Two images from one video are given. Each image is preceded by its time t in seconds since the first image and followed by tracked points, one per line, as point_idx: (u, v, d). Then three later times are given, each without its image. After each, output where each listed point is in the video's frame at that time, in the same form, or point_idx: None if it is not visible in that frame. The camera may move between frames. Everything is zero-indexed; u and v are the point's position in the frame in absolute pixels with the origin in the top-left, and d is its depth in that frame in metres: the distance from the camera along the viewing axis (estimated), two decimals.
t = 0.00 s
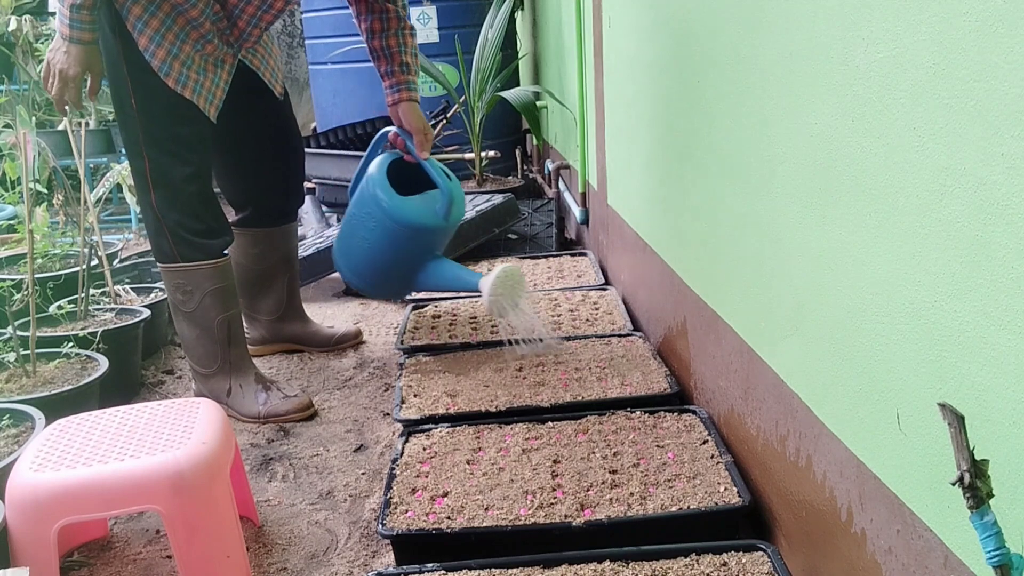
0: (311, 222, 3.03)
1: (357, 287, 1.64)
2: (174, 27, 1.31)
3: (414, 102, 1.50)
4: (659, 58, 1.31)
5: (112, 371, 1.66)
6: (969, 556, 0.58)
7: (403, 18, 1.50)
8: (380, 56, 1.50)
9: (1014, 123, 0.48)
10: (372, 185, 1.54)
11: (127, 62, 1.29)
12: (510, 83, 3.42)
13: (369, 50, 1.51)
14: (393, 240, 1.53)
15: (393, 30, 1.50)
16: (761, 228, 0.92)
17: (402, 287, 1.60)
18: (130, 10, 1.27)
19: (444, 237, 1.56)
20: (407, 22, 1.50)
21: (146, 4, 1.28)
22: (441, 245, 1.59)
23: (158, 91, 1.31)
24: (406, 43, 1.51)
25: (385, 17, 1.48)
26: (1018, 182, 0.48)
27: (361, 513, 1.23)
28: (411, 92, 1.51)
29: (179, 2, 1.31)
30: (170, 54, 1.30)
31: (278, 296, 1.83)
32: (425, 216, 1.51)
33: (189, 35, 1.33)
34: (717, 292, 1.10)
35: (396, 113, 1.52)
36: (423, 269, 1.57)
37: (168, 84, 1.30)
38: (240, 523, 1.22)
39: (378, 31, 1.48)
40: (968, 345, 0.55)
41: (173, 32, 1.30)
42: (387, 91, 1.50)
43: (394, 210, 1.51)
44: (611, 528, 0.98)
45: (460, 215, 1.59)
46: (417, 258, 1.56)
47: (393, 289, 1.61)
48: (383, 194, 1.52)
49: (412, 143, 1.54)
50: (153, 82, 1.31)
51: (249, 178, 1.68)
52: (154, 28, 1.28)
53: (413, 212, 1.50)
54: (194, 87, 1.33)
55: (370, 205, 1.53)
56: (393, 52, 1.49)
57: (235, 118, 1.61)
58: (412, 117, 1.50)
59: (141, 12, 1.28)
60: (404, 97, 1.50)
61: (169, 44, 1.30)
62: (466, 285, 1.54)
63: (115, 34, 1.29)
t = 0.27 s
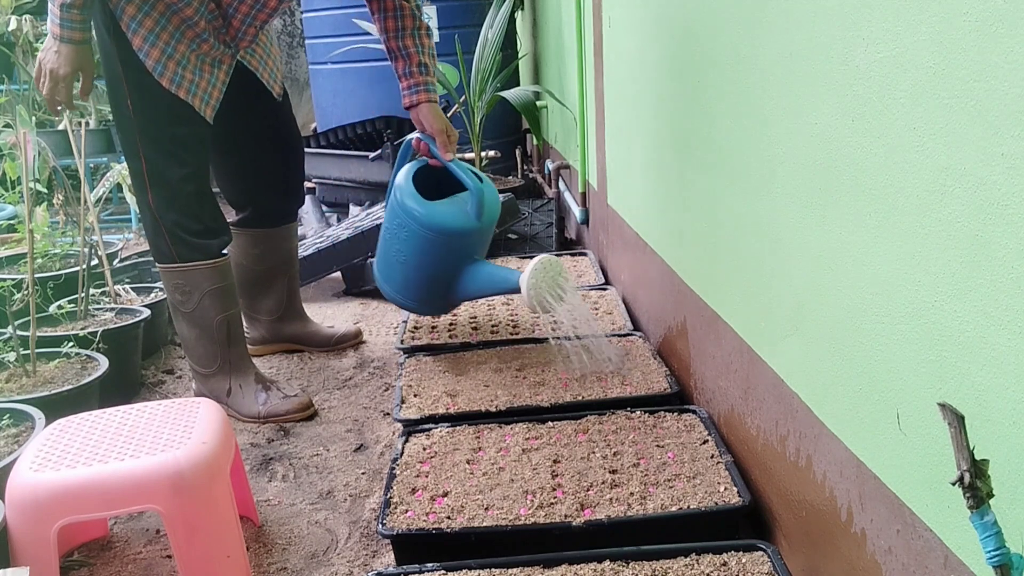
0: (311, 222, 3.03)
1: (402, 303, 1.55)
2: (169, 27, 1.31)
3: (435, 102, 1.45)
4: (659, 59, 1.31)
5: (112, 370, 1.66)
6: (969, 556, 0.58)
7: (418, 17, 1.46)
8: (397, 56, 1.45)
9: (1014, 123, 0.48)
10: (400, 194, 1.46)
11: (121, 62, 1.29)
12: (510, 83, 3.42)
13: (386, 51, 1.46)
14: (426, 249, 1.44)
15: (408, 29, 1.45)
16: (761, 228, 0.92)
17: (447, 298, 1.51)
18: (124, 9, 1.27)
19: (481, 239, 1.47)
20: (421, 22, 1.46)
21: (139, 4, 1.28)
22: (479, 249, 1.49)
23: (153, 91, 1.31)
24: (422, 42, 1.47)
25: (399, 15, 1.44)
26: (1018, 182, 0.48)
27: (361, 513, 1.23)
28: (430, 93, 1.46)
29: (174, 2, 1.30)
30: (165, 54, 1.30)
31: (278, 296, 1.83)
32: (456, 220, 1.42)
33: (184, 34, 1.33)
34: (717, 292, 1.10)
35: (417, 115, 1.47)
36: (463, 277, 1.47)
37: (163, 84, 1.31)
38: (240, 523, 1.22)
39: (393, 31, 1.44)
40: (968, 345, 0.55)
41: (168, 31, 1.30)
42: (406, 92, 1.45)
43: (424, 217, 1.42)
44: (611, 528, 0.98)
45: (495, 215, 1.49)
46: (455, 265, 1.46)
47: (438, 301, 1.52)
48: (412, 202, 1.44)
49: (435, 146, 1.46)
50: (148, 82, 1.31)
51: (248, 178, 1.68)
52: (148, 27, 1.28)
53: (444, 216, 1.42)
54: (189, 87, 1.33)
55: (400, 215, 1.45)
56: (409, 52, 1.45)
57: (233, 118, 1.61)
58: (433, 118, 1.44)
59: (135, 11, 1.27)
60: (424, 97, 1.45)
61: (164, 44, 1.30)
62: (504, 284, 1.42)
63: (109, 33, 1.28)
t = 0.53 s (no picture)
0: (311, 222, 3.03)
1: (412, 310, 1.48)
2: (168, 26, 1.31)
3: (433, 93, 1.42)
4: (659, 59, 1.31)
5: (112, 370, 1.66)
6: (969, 556, 0.58)
7: (421, 9, 1.45)
8: (399, 46, 1.44)
9: (1014, 123, 0.48)
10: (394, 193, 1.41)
11: (120, 62, 1.29)
12: (511, 83, 3.42)
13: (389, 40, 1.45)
14: (415, 249, 1.37)
15: (410, 20, 1.44)
16: (761, 228, 0.92)
17: (449, 303, 1.41)
18: (122, 10, 1.27)
19: (475, 238, 1.35)
20: (424, 13, 1.45)
21: (137, 4, 1.28)
22: (474, 249, 1.37)
23: (152, 90, 1.31)
24: (424, 33, 1.45)
25: (400, 5, 1.42)
26: (1018, 182, 0.48)
27: (361, 513, 1.23)
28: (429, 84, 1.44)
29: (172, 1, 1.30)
30: (163, 54, 1.30)
31: (278, 296, 1.83)
32: (441, 216, 1.33)
33: (182, 34, 1.33)
34: (717, 292, 1.10)
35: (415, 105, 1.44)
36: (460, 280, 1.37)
37: (162, 83, 1.31)
38: (240, 523, 1.22)
39: (394, 20, 1.43)
40: (968, 345, 0.55)
41: (166, 31, 1.31)
42: (405, 82, 1.43)
43: (409, 214, 1.36)
44: (611, 528, 0.98)
45: (494, 213, 1.38)
46: (448, 266, 1.36)
47: (442, 307, 1.43)
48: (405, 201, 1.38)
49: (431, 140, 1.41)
50: (146, 82, 1.31)
51: (249, 178, 1.68)
52: (146, 27, 1.28)
53: (429, 213, 1.34)
54: (188, 87, 1.33)
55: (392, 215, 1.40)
56: (409, 42, 1.43)
57: (233, 119, 1.61)
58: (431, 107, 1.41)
59: (133, 11, 1.28)
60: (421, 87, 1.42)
61: (162, 43, 1.30)
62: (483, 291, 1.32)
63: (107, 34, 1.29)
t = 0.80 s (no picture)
0: (311, 222, 3.03)
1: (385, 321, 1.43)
2: (166, 26, 1.31)
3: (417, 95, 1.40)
4: (659, 58, 1.31)
5: (111, 370, 1.66)
6: (969, 556, 0.58)
7: (416, 12, 1.45)
8: (389, 48, 1.43)
9: (1014, 123, 0.48)
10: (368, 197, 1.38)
11: (119, 61, 1.29)
12: (511, 83, 3.42)
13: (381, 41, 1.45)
14: (382, 254, 1.33)
15: (402, 22, 1.43)
16: (761, 227, 0.92)
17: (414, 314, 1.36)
18: (121, 9, 1.27)
19: (442, 247, 1.30)
20: (418, 17, 1.45)
21: (136, 4, 1.28)
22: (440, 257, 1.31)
23: (151, 90, 1.31)
24: (417, 36, 1.44)
25: (394, 7, 1.42)
26: (1018, 183, 0.48)
27: (361, 513, 1.23)
28: (415, 86, 1.42)
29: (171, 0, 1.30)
30: (162, 54, 1.30)
31: (278, 296, 1.83)
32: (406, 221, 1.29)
33: (181, 33, 1.33)
34: (717, 292, 1.10)
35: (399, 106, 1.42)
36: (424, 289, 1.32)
37: (160, 83, 1.30)
38: (240, 523, 1.22)
39: (387, 21, 1.42)
40: (968, 345, 0.55)
41: (165, 30, 1.31)
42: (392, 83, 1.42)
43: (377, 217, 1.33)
44: (611, 528, 0.98)
45: (465, 223, 1.32)
46: (413, 274, 1.32)
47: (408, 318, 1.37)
48: (376, 203, 1.34)
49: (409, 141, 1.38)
50: (147, 82, 1.31)
51: (248, 178, 1.68)
52: (145, 27, 1.28)
53: (396, 216, 1.31)
54: (188, 87, 1.33)
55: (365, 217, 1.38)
56: (399, 44, 1.42)
57: (232, 119, 1.61)
58: (415, 107, 1.39)
59: (132, 11, 1.27)
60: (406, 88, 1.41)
61: (161, 43, 1.30)
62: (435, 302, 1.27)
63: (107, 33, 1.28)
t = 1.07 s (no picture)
0: (311, 222, 3.03)
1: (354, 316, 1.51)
2: (162, 25, 1.31)
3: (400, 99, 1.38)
4: (658, 58, 1.31)
5: (111, 370, 1.66)
6: (969, 556, 0.58)
7: (403, 15, 1.42)
8: (373, 50, 1.41)
9: (1014, 123, 0.48)
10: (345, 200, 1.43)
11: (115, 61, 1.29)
12: (511, 83, 3.42)
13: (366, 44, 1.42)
14: (360, 257, 1.39)
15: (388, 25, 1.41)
16: (761, 227, 0.92)
17: (385, 313, 1.43)
18: (116, 10, 1.27)
19: (418, 254, 1.37)
20: (404, 19, 1.42)
21: (131, 3, 1.28)
22: (415, 263, 1.38)
23: (147, 90, 1.31)
24: (403, 40, 1.42)
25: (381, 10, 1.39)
26: (1018, 182, 0.48)
27: (361, 513, 1.23)
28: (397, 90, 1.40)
29: None
30: (158, 53, 1.30)
31: (278, 296, 1.83)
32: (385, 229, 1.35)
33: (176, 32, 1.33)
34: (717, 292, 1.10)
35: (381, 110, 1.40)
36: (398, 292, 1.39)
37: (156, 83, 1.30)
38: (240, 523, 1.22)
39: (373, 23, 1.40)
40: (968, 345, 0.55)
41: (161, 30, 1.31)
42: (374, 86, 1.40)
43: (356, 223, 1.38)
44: (611, 528, 0.98)
45: (441, 231, 1.38)
46: (388, 278, 1.38)
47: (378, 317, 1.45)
48: (355, 207, 1.39)
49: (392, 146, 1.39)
50: (142, 82, 1.31)
51: (248, 179, 1.68)
52: (140, 27, 1.28)
53: (375, 224, 1.36)
54: (184, 87, 1.33)
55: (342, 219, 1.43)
56: (384, 47, 1.40)
57: (231, 120, 1.61)
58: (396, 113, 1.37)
59: (127, 11, 1.27)
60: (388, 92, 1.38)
61: (157, 42, 1.30)
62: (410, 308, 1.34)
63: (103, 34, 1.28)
